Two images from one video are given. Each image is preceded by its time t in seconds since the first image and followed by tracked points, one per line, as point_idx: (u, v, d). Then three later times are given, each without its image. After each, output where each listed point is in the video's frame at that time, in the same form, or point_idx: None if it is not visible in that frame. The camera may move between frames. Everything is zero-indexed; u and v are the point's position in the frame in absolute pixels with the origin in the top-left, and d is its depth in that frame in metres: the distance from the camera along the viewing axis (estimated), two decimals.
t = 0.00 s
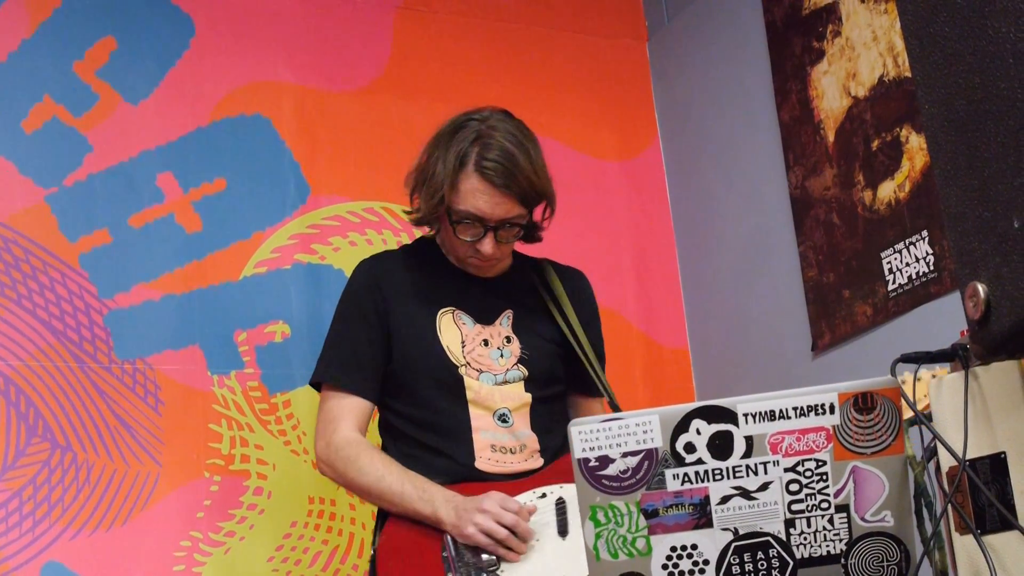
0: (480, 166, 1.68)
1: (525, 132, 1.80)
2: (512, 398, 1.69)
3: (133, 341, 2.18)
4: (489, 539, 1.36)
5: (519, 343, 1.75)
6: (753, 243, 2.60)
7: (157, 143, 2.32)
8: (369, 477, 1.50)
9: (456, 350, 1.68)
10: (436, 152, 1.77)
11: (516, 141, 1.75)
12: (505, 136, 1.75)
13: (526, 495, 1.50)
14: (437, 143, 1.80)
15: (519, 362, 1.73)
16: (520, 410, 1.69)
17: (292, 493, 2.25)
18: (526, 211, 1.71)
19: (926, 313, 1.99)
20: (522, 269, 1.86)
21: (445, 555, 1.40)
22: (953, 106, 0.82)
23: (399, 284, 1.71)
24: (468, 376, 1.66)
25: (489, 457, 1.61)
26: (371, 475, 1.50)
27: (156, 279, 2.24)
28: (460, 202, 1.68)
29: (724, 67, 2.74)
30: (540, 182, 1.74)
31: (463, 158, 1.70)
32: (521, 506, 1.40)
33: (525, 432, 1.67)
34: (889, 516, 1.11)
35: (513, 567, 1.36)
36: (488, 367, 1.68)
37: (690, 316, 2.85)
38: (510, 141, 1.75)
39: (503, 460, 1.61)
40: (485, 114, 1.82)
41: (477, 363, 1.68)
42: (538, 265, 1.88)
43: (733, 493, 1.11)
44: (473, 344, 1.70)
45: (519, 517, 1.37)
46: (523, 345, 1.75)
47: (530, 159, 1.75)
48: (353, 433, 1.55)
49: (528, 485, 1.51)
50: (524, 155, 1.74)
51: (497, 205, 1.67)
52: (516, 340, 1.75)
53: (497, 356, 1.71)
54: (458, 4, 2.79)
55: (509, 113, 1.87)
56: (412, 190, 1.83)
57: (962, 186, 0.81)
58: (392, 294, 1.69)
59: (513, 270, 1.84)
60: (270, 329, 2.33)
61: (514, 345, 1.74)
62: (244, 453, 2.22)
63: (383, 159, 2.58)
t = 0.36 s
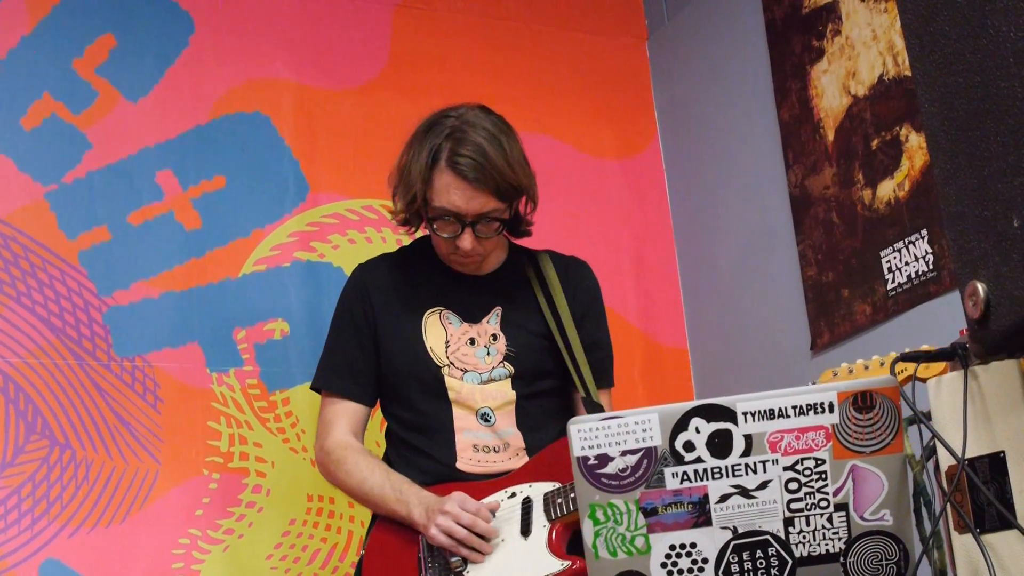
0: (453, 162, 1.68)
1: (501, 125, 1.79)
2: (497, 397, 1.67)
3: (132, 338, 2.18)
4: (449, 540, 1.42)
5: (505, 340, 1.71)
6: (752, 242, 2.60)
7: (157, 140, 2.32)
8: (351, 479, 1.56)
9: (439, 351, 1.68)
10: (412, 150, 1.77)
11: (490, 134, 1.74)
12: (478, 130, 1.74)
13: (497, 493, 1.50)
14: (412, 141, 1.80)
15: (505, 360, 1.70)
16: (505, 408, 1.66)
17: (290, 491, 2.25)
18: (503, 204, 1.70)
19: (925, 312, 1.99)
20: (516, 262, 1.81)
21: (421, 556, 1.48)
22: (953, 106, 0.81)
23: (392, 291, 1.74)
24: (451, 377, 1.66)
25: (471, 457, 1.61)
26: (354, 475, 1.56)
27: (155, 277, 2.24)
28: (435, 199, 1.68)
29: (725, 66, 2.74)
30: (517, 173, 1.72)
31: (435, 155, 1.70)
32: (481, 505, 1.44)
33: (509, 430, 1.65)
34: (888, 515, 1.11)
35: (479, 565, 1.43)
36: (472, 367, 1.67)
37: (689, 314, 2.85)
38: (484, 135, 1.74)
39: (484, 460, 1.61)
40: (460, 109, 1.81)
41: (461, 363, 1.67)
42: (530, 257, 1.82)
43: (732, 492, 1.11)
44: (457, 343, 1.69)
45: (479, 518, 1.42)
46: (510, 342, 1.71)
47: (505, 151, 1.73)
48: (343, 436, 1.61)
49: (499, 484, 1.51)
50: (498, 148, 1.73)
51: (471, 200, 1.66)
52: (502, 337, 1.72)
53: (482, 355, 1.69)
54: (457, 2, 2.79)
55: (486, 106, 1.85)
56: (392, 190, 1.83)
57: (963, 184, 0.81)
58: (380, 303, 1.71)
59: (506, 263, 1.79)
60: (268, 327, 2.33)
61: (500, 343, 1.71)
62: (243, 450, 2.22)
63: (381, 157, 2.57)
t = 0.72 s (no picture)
0: (462, 162, 1.67)
1: (508, 126, 1.79)
2: (502, 394, 1.68)
3: (130, 336, 2.18)
4: (472, 537, 1.39)
5: (509, 339, 1.74)
6: (751, 240, 2.60)
7: (156, 138, 2.32)
8: (355, 475, 1.52)
9: (446, 348, 1.67)
10: (419, 149, 1.76)
11: (497, 135, 1.74)
12: (487, 131, 1.74)
13: (512, 491, 1.50)
14: (420, 139, 1.80)
15: (509, 358, 1.72)
16: (510, 406, 1.68)
17: (289, 489, 2.25)
18: (509, 206, 1.70)
19: (924, 310, 1.99)
20: (517, 268, 1.83)
21: (434, 552, 1.44)
22: (952, 105, 0.81)
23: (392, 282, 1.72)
24: (457, 373, 1.65)
25: (480, 454, 1.60)
26: (361, 472, 1.52)
27: (154, 275, 2.24)
28: (443, 198, 1.67)
29: (723, 64, 2.74)
30: (524, 176, 1.73)
31: (444, 154, 1.70)
32: (507, 507, 1.42)
33: (515, 427, 1.66)
34: (886, 513, 1.11)
35: (497, 564, 1.41)
36: (477, 364, 1.68)
37: (688, 312, 2.85)
38: (492, 136, 1.74)
39: (493, 457, 1.61)
40: (467, 109, 1.81)
41: (466, 360, 1.67)
42: (529, 263, 1.85)
43: (731, 490, 1.11)
44: (463, 340, 1.69)
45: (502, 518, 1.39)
46: (514, 341, 1.74)
47: (512, 152, 1.74)
48: (340, 431, 1.57)
49: (514, 482, 1.51)
50: (506, 149, 1.73)
51: (479, 201, 1.66)
52: (506, 335, 1.74)
53: (487, 353, 1.70)
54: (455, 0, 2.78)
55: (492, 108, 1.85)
56: (397, 187, 1.83)
57: (961, 183, 0.81)
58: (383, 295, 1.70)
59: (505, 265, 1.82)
60: (267, 325, 2.33)
61: (504, 341, 1.73)
62: (241, 448, 2.22)
63: (380, 155, 2.57)
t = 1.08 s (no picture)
0: (474, 161, 1.69)
1: (516, 128, 1.81)
2: (506, 393, 1.70)
3: (130, 335, 2.18)
4: (499, 531, 1.39)
5: (512, 340, 1.77)
6: (751, 240, 2.60)
7: (155, 136, 2.32)
8: (365, 470, 1.49)
9: (454, 346, 1.68)
10: (429, 148, 1.77)
11: (506, 137, 1.76)
12: (497, 132, 1.75)
13: (530, 489, 1.53)
14: (429, 138, 1.81)
15: (512, 358, 1.74)
16: (514, 405, 1.71)
17: (288, 489, 2.25)
18: (518, 206, 1.72)
19: (924, 309, 1.99)
20: (516, 276, 1.87)
21: (450, 545, 1.42)
22: (952, 104, 0.81)
23: (395, 275, 1.70)
24: (465, 371, 1.66)
25: (488, 451, 1.62)
26: (372, 468, 1.49)
27: (154, 273, 2.24)
28: (453, 196, 1.68)
29: (723, 63, 2.74)
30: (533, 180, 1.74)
31: (456, 153, 1.71)
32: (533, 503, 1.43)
33: (519, 426, 1.69)
34: (886, 513, 1.11)
35: (518, 559, 1.40)
36: (484, 362, 1.69)
37: (687, 312, 2.85)
38: (502, 136, 1.76)
39: (500, 455, 1.63)
40: (476, 110, 1.82)
41: (474, 358, 1.68)
42: (527, 270, 1.88)
43: (731, 489, 1.11)
44: (469, 339, 1.70)
45: (532, 512, 1.41)
46: (517, 342, 1.77)
47: (521, 154, 1.76)
48: (345, 426, 1.54)
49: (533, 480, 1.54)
50: (516, 150, 1.75)
51: (489, 200, 1.68)
52: (508, 336, 1.77)
53: (492, 352, 1.72)
54: None
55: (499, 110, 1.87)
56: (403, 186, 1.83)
57: (961, 183, 0.81)
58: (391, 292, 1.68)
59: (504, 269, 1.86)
60: (266, 324, 2.33)
61: (507, 342, 1.75)
62: (241, 448, 2.22)
63: (379, 154, 2.57)
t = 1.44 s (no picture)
0: (441, 157, 1.67)
1: (489, 122, 1.79)
2: (488, 393, 1.67)
3: (128, 334, 2.18)
4: (449, 535, 1.40)
5: (498, 337, 1.73)
6: (748, 238, 2.60)
7: (153, 136, 2.32)
8: (340, 471, 1.52)
9: (433, 347, 1.67)
10: (398, 150, 1.77)
11: (477, 131, 1.74)
12: (467, 127, 1.73)
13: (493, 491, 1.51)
14: (399, 140, 1.80)
15: (497, 357, 1.70)
16: (497, 405, 1.67)
17: (287, 488, 2.25)
18: (491, 199, 1.69)
19: (921, 307, 1.99)
20: (509, 268, 1.82)
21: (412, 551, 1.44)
22: (949, 101, 0.81)
23: (386, 279, 1.73)
24: (444, 372, 1.65)
25: (463, 453, 1.60)
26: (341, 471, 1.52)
27: (152, 273, 2.24)
28: (423, 195, 1.67)
29: (721, 61, 2.74)
30: (502, 165, 1.72)
31: (421, 151, 1.70)
32: (482, 501, 1.44)
33: (501, 426, 1.65)
34: (883, 510, 1.11)
35: (474, 563, 1.41)
36: (465, 363, 1.67)
37: (685, 310, 2.85)
38: (473, 131, 1.74)
39: (477, 456, 1.61)
40: (450, 107, 1.81)
41: (454, 359, 1.67)
42: (522, 262, 1.84)
43: (729, 488, 1.11)
44: (450, 339, 1.68)
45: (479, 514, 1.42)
46: (503, 339, 1.72)
47: (493, 146, 1.73)
48: (329, 428, 1.57)
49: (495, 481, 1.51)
50: (486, 144, 1.72)
51: (459, 195, 1.66)
52: (494, 334, 1.72)
53: (475, 351, 1.69)
54: None
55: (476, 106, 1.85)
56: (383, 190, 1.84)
57: (958, 182, 0.81)
58: (375, 298, 1.70)
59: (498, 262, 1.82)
60: (264, 323, 2.33)
61: (492, 340, 1.71)
62: (239, 447, 2.22)
63: (377, 153, 2.57)
